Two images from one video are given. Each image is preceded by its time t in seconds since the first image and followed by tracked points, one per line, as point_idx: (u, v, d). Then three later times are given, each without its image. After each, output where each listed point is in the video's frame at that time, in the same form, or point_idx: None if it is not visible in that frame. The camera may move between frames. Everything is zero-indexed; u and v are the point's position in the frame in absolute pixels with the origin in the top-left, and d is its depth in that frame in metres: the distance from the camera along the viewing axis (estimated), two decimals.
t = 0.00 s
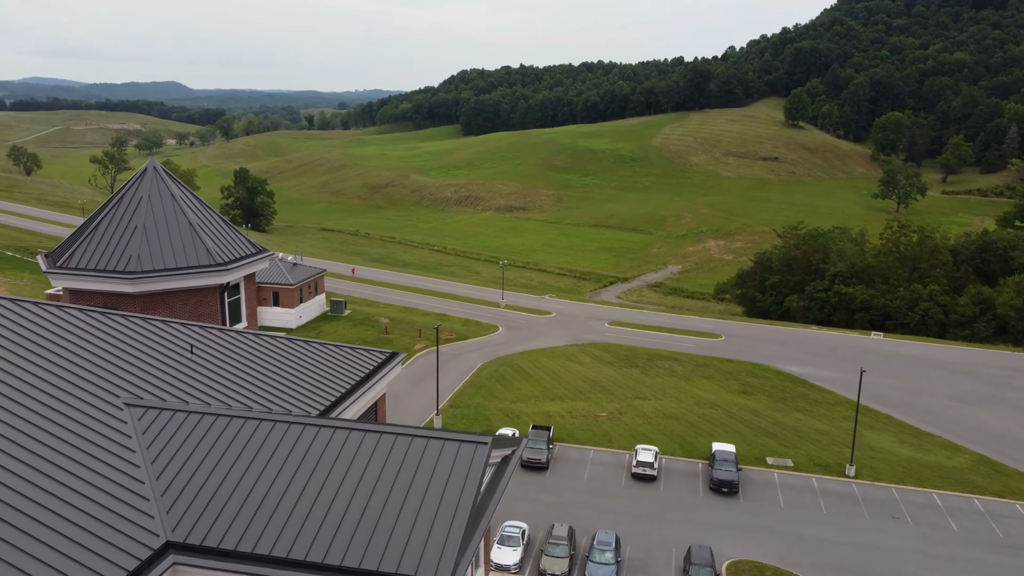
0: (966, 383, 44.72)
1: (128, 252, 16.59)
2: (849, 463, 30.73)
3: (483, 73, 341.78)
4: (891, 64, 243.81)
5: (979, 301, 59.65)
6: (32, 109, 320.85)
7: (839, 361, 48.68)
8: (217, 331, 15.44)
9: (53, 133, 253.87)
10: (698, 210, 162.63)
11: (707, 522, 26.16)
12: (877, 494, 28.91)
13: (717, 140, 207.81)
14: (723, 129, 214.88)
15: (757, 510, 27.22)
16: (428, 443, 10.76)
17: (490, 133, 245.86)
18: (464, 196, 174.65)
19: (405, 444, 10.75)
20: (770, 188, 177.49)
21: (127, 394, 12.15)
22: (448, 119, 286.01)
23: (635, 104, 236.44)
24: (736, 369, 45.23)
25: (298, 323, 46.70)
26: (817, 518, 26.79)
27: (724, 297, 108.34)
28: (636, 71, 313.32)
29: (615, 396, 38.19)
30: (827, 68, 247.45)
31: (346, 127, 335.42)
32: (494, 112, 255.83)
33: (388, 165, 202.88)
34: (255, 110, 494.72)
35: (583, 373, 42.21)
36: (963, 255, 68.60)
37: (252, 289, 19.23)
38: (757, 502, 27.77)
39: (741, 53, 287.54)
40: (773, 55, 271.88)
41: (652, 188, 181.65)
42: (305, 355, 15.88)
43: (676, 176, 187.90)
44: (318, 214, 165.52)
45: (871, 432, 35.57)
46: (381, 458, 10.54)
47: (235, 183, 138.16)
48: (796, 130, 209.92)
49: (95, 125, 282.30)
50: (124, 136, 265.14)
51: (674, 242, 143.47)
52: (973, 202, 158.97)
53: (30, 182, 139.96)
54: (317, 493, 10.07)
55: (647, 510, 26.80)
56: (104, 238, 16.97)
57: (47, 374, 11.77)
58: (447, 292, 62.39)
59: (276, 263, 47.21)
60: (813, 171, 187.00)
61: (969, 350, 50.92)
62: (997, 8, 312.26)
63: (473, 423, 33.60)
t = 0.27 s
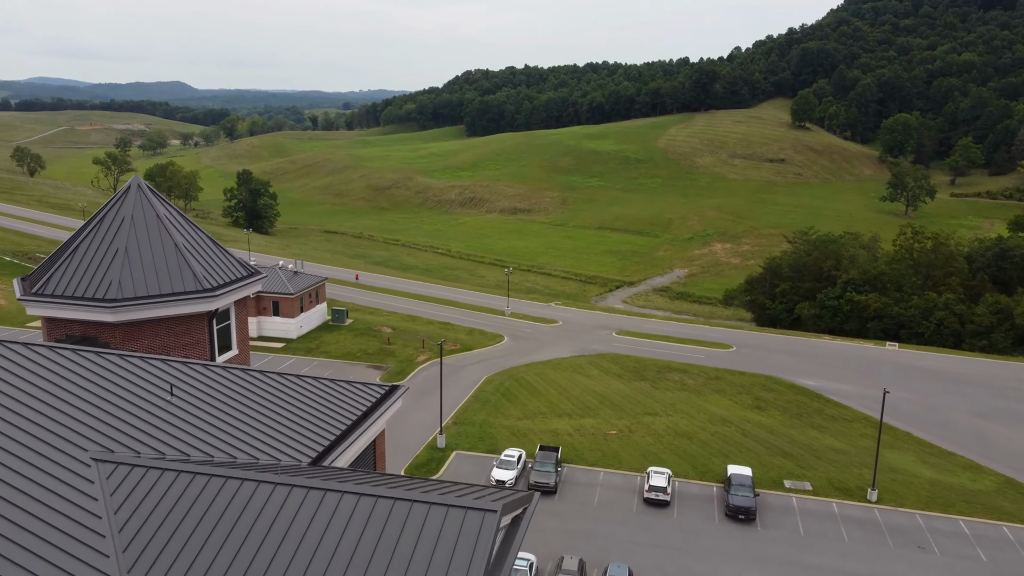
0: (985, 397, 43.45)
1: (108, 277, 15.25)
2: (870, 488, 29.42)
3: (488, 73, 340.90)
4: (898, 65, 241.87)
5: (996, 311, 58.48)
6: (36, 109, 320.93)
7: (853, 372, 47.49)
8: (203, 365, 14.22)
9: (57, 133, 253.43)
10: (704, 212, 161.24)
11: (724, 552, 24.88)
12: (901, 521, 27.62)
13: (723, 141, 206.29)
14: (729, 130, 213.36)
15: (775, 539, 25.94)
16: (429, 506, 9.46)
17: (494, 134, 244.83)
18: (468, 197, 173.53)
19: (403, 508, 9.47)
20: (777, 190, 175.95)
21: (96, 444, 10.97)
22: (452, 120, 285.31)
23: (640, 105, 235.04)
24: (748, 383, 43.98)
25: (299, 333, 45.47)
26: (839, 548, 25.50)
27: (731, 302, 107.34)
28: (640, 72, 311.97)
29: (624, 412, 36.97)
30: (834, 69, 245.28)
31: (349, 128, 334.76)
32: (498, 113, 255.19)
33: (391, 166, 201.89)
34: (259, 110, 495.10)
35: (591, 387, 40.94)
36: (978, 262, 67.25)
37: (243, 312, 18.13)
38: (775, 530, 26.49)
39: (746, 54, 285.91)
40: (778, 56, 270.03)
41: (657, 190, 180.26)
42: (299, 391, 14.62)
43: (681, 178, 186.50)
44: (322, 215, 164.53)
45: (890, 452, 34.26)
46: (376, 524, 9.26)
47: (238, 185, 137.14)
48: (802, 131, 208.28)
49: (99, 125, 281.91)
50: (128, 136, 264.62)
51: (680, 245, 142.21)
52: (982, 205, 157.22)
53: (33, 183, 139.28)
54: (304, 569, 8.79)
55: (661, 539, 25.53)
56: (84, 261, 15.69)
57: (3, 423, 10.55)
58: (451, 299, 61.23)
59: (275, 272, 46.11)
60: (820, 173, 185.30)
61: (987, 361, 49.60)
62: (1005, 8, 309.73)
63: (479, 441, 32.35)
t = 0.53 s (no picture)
0: (1007, 413, 42.11)
1: (84, 307, 14.01)
2: (894, 515, 28.06)
3: (492, 74, 339.85)
4: (906, 66, 239.90)
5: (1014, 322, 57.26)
6: (41, 109, 320.98)
7: (869, 385, 46.22)
8: (185, 408, 12.94)
9: (61, 134, 253.03)
10: (710, 215, 159.82)
11: None
12: (927, 551, 26.28)
13: (729, 143, 204.71)
14: (735, 132, 211.78)
15: (796, 571, 24.61)
16: None
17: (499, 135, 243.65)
18: (473, 199, 172.41)
19: None
20: (784, 192, 174.35)
21: (56, 509, 9.77)
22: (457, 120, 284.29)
23: (645, 106, 233.54)
24: (761, 397, 42.74)
25: (299, 343, 44.21)
26: None
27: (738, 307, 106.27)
28: (646, 73, 310.54)
29: (634, 429, 35.68)
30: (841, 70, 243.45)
31: (354, 128, 334.08)
32: (503, 113, 255.10)
33: (395, 167, 200.88)
34: (264, 110, 495.03)
35: (600, 402, 39.71)
36: (994, 269, 65.88)
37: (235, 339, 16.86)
38: (796, 561, 25.15)
39: (752, 55, 284.17)
40: (784, 56, 268.21)
41: (663, 192, 178.81)
42: (290, 434, 13.39)
43: (687, 180, 185.09)
44: (325, 217, 163.48)
45: (912, 473, 32.93)
46: None
47: (241, 187, 136.08)
48: (809, 133, 206.55)
49: (103, 126, 281.54)
50: (132, 136, 264.20)
51: (687, 248, 140.98)
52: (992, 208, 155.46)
53: (35, 184, 138.47)
54: None
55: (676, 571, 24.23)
56: (58, 288, 14.43)
57: None
58: (456, 307, 60.04)
59: (275, 281, 44.92)
60: (827, 175, 183.58)
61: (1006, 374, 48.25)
62: (1014, 8, 307.16)
63: (484, 462, 31.09)
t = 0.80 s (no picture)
0: None
1: (52, 341, 12.79)
2: (918, 544, 26.79)
3: (496, 75, 338.96)
4: (913, 66, 237.87)
5: None
6: (46, 109, 320.99)
7: (886, 399, 45.08)
8: (164, 461, 11.76)
9: (65, 134, 252.63)
10: (717, 217, 158.51)
11: None
12: None
13: (735, 144, 203.17)
14: (741, 133, 210.21)
15: None
16: None
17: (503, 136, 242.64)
18: (477, 201, 171.30)
19: None
20: (791, 194, 172.88)
21: None
22: (461, 121, 283.39)
23: (650, 107, 232.12)
24: (774, 412, 41.59)
25: (299, 355, 43.01)
26: None
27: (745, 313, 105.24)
28: (650, 73, 309.17)
29: (645, 447, 34.48)
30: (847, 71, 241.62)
31: (358, 129, 333.70)
32: (507, 114, 254.45)
33: (399, 169, 199.98)
34: (268, 111, 495.09)
35: (609, 418, 38.50)
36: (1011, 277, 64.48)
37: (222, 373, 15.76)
38: None
39: (757, 55, 282.62)
40: (791, 57, 266.34)
41: (669, 194, 177.41)
42: (280, 489, 12.20)
43: (693, 182, 183.73)
44: (328, 219, 162.49)
45: (935, 497, 31.65)
46: None
47: (244, 189, 135.03)
48: (815, 134, 204.87)
49: (107, 126, 281.14)
50: (136, 137, 263.74)
51: (693, 252, 139.80)
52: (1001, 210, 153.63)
53: (37, 185, 137.65)
54: None
55: None
56: (26, 320, 13.22)
57: None
58: (460, 315, 58.88)
59: (275, 290, 43.73)
60: (835, 177, 181.90)
61: None
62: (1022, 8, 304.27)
63: (490, 484, 29.91)
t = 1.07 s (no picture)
0: None
1: (18, 384, 11.58)
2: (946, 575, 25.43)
3: (500, 75, 337.84)
4: (921, 67, 235.80)
5: None
6: (50, 109, 321.04)
7: (903, 413, 43.79)
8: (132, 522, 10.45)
9: (69, 134, 252.32)
10: (723, 220, 157.09)
11: None
12: None
13: (742, 145, 201.56)
14: (748, 134, 208.61)
15: None
16: None
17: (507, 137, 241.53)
18: (481, 203, 170.12)
19: None
20: (798, 196, 171.30)
21: None
22: (465, 122, 282.43)
23: (656, 108, 230.66)
24: (788, 428, 40.24)
25: (299, 366, 41.78)
26: None
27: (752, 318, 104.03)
28: (656, 74, 307.62)
29: (656, 466, 33.18)
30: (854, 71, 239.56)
31: (362, 129, 332.94)
32: (512, 114, 253.35)
33: (403, 170, 199.00)
34: (272, 111, 495.15)
35: (618, 434, 37.25)
36: None
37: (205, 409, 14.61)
38: None
39: (764, 56, 280.79)
40: (797, 58, 264.53)
41: (675, 196, 175.98)
42: (265, 550, 10.85)
43: (699, 184, 182.24)
44: (332, 221, 161.46)
45: (960, 521, 30.31)
46: None
47: (246, 190, 133.98)
48: (822, 136, 203.18)
49: (111, 126, 280.85)
50: (140, 137, 263.37)
51: (699, 255, 138.50)
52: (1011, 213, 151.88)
53: (39, 186, 136.93)
54: None
55: None
56: None
57: None
58: (464, 323, 57.67)
59: (274, 300, 42.50)
60: (842, 179, 180.15)
61: None
62: None
63: (495, 508, 28.69)
